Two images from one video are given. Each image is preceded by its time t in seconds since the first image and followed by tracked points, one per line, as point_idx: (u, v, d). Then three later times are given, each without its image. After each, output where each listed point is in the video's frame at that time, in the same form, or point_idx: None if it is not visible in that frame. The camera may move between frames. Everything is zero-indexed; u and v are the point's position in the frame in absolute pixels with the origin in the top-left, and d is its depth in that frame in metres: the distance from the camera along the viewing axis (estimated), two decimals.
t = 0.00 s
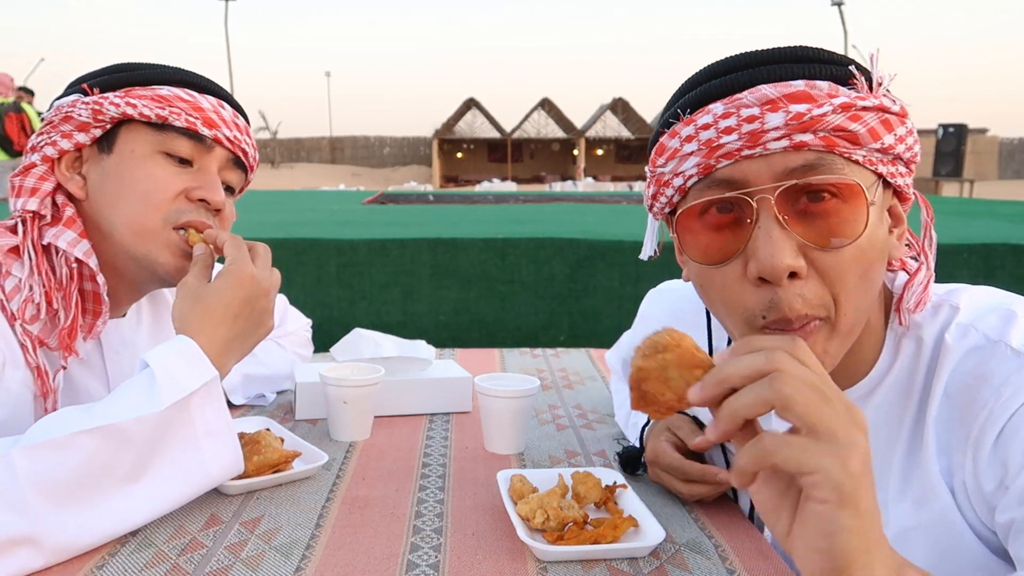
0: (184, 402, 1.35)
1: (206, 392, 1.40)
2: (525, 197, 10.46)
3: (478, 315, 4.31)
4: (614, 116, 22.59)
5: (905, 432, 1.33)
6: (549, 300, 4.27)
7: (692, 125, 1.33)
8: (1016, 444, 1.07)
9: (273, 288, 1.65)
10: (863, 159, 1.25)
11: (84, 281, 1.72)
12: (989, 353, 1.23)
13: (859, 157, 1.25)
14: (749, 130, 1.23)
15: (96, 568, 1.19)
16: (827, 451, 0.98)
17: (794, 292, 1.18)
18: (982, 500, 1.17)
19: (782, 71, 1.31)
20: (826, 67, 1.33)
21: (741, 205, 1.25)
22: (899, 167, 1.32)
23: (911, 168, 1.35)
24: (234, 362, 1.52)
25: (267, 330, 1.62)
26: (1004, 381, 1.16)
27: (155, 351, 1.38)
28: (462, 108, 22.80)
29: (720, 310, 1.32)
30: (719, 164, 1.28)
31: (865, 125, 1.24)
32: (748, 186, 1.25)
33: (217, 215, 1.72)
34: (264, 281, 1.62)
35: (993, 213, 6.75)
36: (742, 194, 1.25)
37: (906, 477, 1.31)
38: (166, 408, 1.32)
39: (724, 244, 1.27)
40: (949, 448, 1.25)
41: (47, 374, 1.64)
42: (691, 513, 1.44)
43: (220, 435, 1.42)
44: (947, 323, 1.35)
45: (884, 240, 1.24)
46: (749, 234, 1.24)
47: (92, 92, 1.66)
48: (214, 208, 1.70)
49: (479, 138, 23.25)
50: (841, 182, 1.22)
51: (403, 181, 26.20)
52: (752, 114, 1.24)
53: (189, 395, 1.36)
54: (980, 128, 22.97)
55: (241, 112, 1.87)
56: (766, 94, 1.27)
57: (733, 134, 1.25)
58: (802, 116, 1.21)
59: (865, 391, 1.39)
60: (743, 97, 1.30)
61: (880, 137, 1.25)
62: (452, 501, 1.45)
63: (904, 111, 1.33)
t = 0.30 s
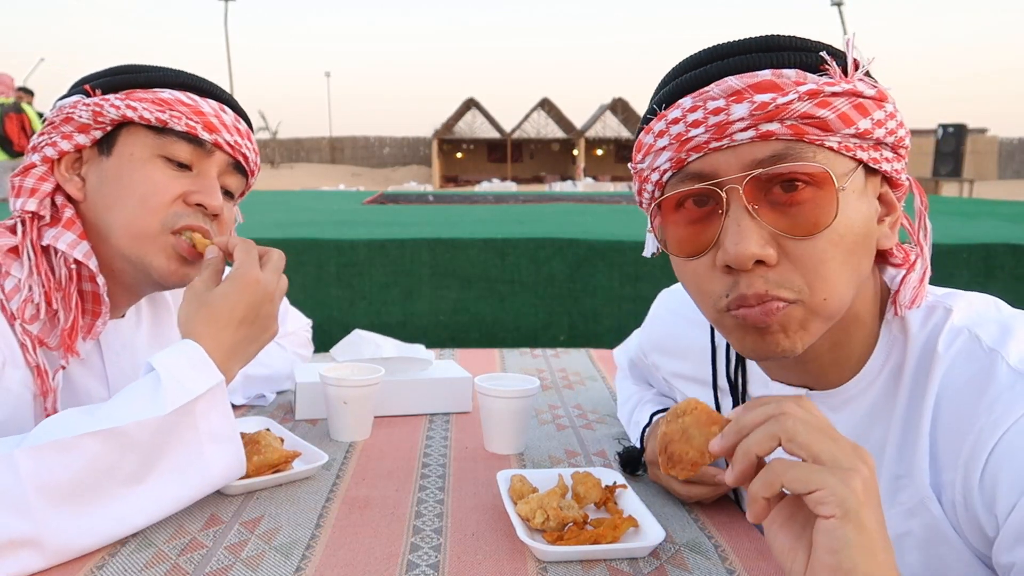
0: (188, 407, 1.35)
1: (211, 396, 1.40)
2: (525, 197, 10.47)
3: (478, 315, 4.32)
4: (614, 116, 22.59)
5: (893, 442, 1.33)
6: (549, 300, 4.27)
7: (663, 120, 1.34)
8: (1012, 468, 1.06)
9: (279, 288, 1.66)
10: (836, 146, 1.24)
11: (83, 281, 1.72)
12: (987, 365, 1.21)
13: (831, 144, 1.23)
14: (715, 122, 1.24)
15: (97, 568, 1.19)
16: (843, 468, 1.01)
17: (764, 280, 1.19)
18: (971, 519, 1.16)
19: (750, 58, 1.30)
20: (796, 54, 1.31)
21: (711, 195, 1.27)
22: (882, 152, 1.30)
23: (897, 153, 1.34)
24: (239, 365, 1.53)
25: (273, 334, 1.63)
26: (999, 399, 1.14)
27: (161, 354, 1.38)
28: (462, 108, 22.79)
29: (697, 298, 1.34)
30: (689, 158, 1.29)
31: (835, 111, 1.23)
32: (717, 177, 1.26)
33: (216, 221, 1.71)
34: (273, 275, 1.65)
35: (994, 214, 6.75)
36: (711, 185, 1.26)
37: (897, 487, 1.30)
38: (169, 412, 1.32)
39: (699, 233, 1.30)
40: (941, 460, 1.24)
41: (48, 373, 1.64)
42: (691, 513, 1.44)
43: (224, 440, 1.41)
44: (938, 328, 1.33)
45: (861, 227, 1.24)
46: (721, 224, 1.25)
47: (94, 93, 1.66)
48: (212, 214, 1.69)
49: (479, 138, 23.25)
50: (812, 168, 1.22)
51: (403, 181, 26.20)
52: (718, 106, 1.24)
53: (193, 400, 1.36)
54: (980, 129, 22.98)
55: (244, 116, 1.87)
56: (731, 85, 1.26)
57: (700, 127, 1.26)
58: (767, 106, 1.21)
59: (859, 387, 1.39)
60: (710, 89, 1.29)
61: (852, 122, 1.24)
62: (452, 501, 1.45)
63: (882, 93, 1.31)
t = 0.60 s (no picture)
0: (156, 368, 1.36)
1: (178, 356, 1.40)
2: (525, 198, 10.46)
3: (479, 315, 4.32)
4: (614, 116, 22.59)
5: (913, 412, 1.40)
6: (549, 300, 4.27)
7: (702, 126, 1.36)
8: None
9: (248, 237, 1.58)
10: (870, 171, 1.26)
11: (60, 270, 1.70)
12: (1003, 339, 1.29)
13: (864, 171, 1.26)
14: (752, 145, 1.27)
15: (96, 568, 1.19)
16: (860, 434, 1.02)
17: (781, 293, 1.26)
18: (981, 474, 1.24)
19: (796, 74, 1.28)
20: (841, 68, 1.29)
21: (742, 206, 1.31)
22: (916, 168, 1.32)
23: (932, 162, 1.35)
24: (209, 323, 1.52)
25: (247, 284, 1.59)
26: (1016, 362, 1.22)
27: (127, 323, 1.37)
28: (462, 108, 22.78)
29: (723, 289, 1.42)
30: (723, 171, 1.34)
31: (873, 140, 1.24)
32: (750, 191, 1.31)
33: (171, 173, 1.68)
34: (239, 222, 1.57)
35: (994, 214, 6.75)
36: (742, 196, 1.31)
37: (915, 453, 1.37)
38: (137, 376, 1.33)
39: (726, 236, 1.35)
40: (955, 423, 1.31)
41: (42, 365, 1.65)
42: (691, 513, 1.44)
43: (194, 398, 1.43)
44: (959, 301, 1.41)
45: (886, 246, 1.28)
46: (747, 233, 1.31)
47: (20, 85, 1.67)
48: (163, 163, 1.66)
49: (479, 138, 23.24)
50: (846, 196, 1.25)
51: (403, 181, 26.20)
52: (756, 128, 1.27)
53: (161, 362, 1.36)
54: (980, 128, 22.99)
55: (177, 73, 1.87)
56: (772, 107, 1.27)
57: (737, 146, 1.30)
58: (805, 135, 1.23)
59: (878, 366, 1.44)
60: (753, 108, 1.29)
61: (888, 150, 1.25)
62: (452, 501, 1.45)
63: (924, 112, 1.31)
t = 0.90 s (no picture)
0: (160, 369, 1.36)
1: (182, 359, 1.40)
2: (524, 198, 10.45)
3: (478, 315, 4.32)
4: (614, 116, 22.57)
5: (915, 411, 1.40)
6: (549, 300, 4.26)
7: (699, 117, 1.38)
8: None
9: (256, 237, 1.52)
10: (863, 164, 1.26)
11: (57, 275, 1.68)
12: (1004, 336, 1.29)
13: (858, 164, 1.26)
14: (744, 134, 1.28)
15: (97, 568, 1.19)
16: (832, 484, 1.01)
17: (770, 289, 1.27)
18: (982, 472, 1.24)
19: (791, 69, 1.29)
20: (837, 62, 1.29)
21: (735, 202, 1.32)
22: (913, 163, 1.31)
23: (932, 159, 1.35)
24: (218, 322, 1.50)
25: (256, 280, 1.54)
26: (1017, 362, 1.22)
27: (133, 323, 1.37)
28: (462, 108, 22.77)
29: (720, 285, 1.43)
30: (718, 162, 1.35)
31: (866, 133, 1.24)
32: (744, 186, 1.32)
33: (169, 171, 1.66)
34: (245, 220, 1.50)
35: (994, 214, 6.76)
36: (736, 193, 1.32)
37: (917, 450, 1.37)
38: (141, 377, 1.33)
39: (723, 231, 1.36)
40: (958, 422, 1.30)
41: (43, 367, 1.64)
42: (691, 512, 1.44)
43: (197, 400, 1.44)
44: (961, 300, 1.41)
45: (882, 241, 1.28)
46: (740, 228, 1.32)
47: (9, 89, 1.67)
48: (159, 162, 1.65)
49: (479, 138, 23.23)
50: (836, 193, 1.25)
51: (403, 181, 26.20)
52: (750, 119, 1.27)
53: (165, 362, 1.37)
54: (980, 129, 22.97)
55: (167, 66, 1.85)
56: (766, 98, 1.28)
57: (731, 136, 1.31)
58: (797, 126, 1.23)
59: (877, 364, 1.45)
60: (747, 98, 1.30)
61: (882, 143, 1.25)
62: (452, 501, 1.45)
63: (922, 107, 1.31)
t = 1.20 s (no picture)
0: (226, 454, 1.31)
1: (256, 455, 1.33)
2: (525, 198, 10.45)
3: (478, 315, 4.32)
4: (614, 116, 22.57)
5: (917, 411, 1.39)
6: (549, 300, 4.26)
7: (701, 103, 1.39)
8: None
9: (403, 383, 1.50)
10: (862, 152, 1.27)
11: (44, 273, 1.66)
12: (1006, 335, 1.30)
13: (856, 151, 1.27)
14: (744, 118, 1.29)
15: (96, 568, 1.19)
16: (821, 538, 0.99)
17: (767, 272, 1.26)
18: (985, 470, 1.23)
19: (791, 57, 1.32)
20: (838, 51, 1.31)
21: (734, 187, 1.32)
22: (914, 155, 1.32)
23: (935, 153, 1.36)
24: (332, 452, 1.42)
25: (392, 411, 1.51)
26: (1019, 360, 1.22)
27: (233, 407, 1.41)
28: (462, 108, 22.77)
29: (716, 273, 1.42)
30: (719, 146, 1.35)
31: (864, 120, 1.25)
32: (743, 171, 1.31)
33: (147, 170, 1.63)
34: (384, 346, 1.54)
35: (995, 215, 6.76)
36: (735, 177, 1.32)
37: (918, 448, 1.37)
38: (203, 456, 1.29)
39: (722, 218, 1.36)
40: (960, 420, 1.30)
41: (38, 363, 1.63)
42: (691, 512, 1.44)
43: (254, 488, 1.34)
44: (960, 299, 1.41)
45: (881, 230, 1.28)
46: (740, 213, 1.32)
47: None
48: (136, 161, 1.62)
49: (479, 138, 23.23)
50: (831, 177, 1.26)
51: (403, 181, 26.20)
52: (750, 103, 1.28)
53: (235, 451, 1.31)
54: (980, 129, 22.97)
55: (150, 60, 1.84)
56: (766, 84, 1.30)
57: (732, 120, 1.31)
58: (796, 110, 1.25)
59: (877, 360, 1.45)
60: (748, 84, 1.33)
61: (881, 131, 1.26)
62: (452, 501, 1.45)
63: (921, 98, 1.33)
